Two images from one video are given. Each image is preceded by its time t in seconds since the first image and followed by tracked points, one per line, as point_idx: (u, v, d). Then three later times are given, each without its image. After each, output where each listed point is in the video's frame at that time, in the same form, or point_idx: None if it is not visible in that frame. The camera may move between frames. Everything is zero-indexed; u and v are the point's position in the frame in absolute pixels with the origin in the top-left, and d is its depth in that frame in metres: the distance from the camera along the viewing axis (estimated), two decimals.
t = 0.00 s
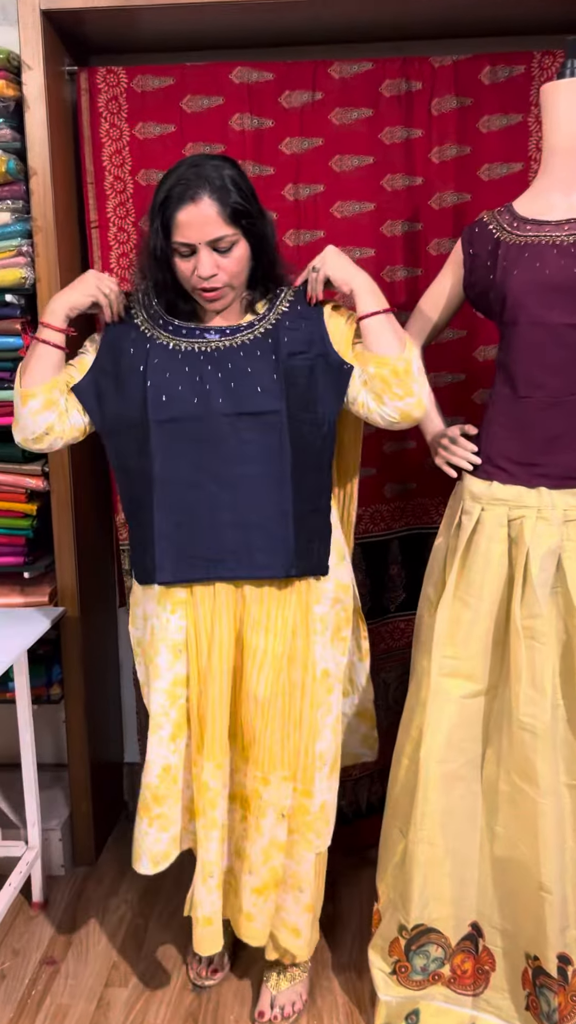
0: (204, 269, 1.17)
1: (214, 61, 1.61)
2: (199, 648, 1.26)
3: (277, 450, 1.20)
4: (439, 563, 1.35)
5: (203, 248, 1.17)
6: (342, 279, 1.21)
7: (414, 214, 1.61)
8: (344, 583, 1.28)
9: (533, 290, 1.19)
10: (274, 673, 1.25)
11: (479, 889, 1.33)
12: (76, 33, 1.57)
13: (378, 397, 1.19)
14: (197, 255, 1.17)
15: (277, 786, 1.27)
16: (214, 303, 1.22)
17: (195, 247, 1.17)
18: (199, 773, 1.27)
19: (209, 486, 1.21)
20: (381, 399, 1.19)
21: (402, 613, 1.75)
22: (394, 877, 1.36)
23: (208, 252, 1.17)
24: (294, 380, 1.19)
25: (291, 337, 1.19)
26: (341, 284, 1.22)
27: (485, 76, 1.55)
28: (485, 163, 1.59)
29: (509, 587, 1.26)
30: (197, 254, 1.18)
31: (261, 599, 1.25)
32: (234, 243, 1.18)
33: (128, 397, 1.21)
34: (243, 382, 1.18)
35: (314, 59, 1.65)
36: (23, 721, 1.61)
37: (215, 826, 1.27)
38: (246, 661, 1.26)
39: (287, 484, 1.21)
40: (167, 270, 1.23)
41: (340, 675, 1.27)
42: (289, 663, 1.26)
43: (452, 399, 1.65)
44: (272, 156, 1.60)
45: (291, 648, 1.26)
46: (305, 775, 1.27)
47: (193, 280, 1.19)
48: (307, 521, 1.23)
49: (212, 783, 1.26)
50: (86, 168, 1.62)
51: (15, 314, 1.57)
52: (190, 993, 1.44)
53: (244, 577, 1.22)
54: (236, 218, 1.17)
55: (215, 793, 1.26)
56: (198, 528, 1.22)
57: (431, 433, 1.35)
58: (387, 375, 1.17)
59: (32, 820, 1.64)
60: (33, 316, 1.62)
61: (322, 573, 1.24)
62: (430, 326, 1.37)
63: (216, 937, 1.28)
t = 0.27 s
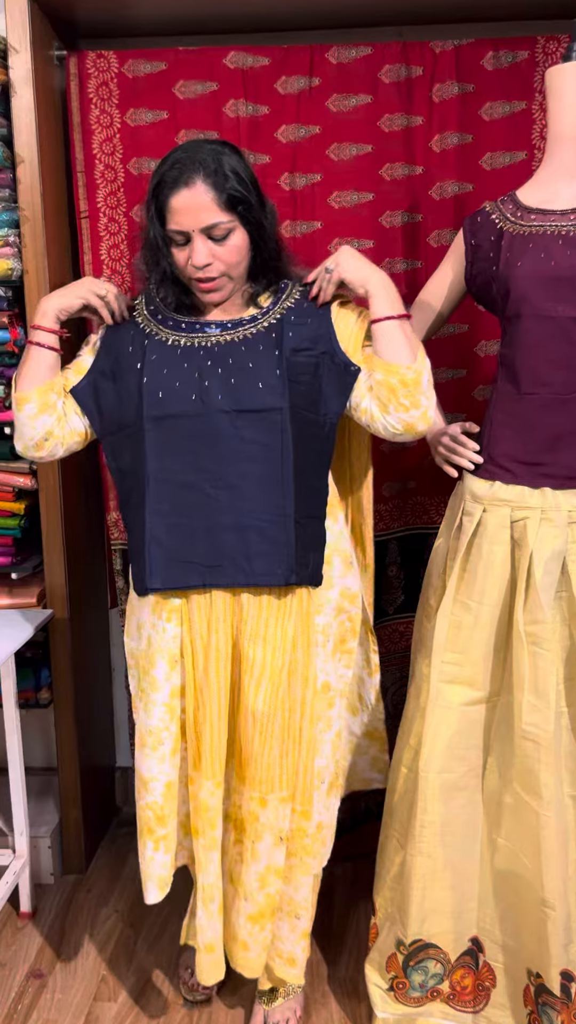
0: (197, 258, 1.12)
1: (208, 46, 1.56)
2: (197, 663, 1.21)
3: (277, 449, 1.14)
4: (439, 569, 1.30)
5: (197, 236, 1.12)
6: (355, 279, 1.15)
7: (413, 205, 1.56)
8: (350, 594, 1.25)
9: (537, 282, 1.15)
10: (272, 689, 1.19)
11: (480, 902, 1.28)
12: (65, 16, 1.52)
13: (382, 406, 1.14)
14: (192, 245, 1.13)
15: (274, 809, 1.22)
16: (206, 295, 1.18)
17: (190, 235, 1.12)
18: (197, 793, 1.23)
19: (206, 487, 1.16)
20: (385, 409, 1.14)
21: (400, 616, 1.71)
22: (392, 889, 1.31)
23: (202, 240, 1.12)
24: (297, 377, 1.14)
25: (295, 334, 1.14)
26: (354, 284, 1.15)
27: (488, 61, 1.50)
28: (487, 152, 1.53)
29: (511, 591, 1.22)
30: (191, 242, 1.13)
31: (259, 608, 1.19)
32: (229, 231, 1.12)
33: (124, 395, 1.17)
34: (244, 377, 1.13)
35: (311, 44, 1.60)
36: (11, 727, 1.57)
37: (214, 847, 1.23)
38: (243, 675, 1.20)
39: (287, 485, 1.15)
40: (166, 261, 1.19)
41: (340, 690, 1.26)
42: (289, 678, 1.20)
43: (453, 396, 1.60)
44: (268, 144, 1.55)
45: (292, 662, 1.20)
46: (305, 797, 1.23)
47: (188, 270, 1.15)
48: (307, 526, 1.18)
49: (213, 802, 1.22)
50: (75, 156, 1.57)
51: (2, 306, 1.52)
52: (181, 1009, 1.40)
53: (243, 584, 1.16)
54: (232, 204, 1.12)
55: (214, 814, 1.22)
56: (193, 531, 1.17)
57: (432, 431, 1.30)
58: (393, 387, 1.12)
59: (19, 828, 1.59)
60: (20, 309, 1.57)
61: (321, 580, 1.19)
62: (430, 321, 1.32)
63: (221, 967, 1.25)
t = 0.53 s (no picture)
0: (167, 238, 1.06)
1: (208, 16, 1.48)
2: (195, 677, 1.14)
3: (281, 442, 1.07)
4: (453, 572, 1.23)
5: (167, 214, 1.06)
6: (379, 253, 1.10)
7: (424, 185, 1.48)
8: (365, 602, 1.18)
9: (561, 264, 1.07)
10: (283, 705, 1.12)
11: (495, 920, 1.22)
12: None
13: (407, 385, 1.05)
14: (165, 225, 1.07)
15: (288, 833, 1.14)
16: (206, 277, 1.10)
17: (163, 214, 1.07)
18: (200, 823, 1.14)
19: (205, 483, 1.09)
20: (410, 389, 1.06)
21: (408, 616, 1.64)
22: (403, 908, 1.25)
23: (173, 219, 1.06)
24: (303, 362, 1.06)
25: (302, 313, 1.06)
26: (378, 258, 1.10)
27: (504, 33, 1.43)
28: (502, 129, 1.45)
29: (531, 594, 1.15)
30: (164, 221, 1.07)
31: (265, 613, 1.11)
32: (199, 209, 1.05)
33: (127, 388, 1.12)
34: (245, 364, 1.06)
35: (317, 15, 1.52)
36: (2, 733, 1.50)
37: (220, 886, 1.14)
38: (251, 689, 1.12)
39: (290, 480, 1.08)
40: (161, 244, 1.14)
41: (355, 706, 1.19)
42: (299, 690, 1.13)
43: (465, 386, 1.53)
44: (271, 120, 1.47)
45: (301, 671, 1.13)
46: (317, 818, 1.17)
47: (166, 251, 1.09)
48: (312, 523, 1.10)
49: (216, 834, 1.13)
50: (68, 132, 1.49)
51: None
52: None
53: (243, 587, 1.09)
54: (203, 175, 1.04)
55: (219, 845, 1.14)
56: (192, 531, 1.10)
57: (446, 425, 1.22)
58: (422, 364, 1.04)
59: (10, 840, 1.52)
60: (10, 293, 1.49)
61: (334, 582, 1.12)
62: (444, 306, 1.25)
63: None
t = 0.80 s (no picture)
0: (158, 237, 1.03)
1: None
2: (185, 698, 1.06)
3: (273, 450, 1.00)
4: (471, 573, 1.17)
5: (160, 213, 1.02)
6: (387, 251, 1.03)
7: (437, 174, 1.42)
8: (372, 619, 1.12)
9: None
10: (280, 728, 1.03)
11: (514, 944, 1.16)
12: None
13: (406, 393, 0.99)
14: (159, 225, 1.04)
15: (299, 870, 1.05)
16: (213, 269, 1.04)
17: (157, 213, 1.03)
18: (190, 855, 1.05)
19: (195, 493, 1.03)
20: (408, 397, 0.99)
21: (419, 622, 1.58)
22: (417, 932, 1.19)
23: (166, 217, 1.02)
24: (299, 364, 0.99)
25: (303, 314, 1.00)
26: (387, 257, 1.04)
27: (521, 15, 1.37)
28: (519, 115, 1.39)
29: (555, 603, 1.09)
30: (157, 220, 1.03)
31: (257, 629, 1.04)
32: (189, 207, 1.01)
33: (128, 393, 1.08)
34: (239, 367, 1.00)
35: None
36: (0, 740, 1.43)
37: (215, 925, 1.06)
38: (245, 711, 1.04)
39: (281, 490, 1.01)
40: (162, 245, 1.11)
41: (362, 733, 1.11)
42: (299, 714, 1.05)
43: (480, 384, 1.47)
44: (278, 105, 1.40)
45: (300, 693, 1.05)
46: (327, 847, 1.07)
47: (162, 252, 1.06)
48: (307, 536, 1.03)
49: (211, 867, 1.05)
50: (65, 117, 1.42)
51: None
52: None
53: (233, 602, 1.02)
54: (193, 174, 1.00)
55: (214, 880, 1.05)
56: (181, 543, 1.04)
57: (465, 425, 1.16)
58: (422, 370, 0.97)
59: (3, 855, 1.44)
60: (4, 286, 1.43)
61: (331, 598, 1.05)
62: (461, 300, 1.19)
63: None
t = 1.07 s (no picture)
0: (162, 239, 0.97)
1: None
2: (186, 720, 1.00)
3: (282, 469, 0.95)
4: (496, 580, 1.12)
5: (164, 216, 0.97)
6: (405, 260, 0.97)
7: (457, 163, 1.36)
8: (384, 644, 1.05)
9: None
10: (279, 762, 0.99)
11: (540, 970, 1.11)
12: None
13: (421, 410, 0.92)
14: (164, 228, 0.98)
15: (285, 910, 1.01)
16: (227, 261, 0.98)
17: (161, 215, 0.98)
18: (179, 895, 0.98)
19: (200, 512, 0.97)
20: (423, 414, 0.92)
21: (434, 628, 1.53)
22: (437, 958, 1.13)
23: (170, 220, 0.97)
24: (310, 378, 0.94)
25: (314, 326, 0.95)
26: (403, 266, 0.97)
27: None
28: (542, 101, 1.33)
29: None
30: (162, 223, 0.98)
31: (260, 654, 0.99)
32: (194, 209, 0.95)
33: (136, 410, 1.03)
34: (248, 381, 0.95)
35: None
36: None
37: (201, 969, 0.99)
38: (244, 745, 1.00)
39: (291, 510, 0.95)
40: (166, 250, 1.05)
41: (373, 768, 1.04)
42: (299, 747, 1.00)
43: (500, 382, 1.42)
44: (291, 90, 1.34)
45: (301, 724, 1.00)
46: (320, 895, 1.00)
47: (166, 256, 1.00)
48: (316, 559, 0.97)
49: (198, 910, 0.98)
50: (67, 102, 1.36)
51: None
52: None
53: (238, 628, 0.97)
54: (199, 176, 0.95)
55: (202, 921, 0.98)
56: (185, 566, 0.98)
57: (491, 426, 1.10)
58: (439, 386, 0.90)
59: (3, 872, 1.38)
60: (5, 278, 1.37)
61: (341, 624, 0.99)
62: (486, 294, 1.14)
63: None
